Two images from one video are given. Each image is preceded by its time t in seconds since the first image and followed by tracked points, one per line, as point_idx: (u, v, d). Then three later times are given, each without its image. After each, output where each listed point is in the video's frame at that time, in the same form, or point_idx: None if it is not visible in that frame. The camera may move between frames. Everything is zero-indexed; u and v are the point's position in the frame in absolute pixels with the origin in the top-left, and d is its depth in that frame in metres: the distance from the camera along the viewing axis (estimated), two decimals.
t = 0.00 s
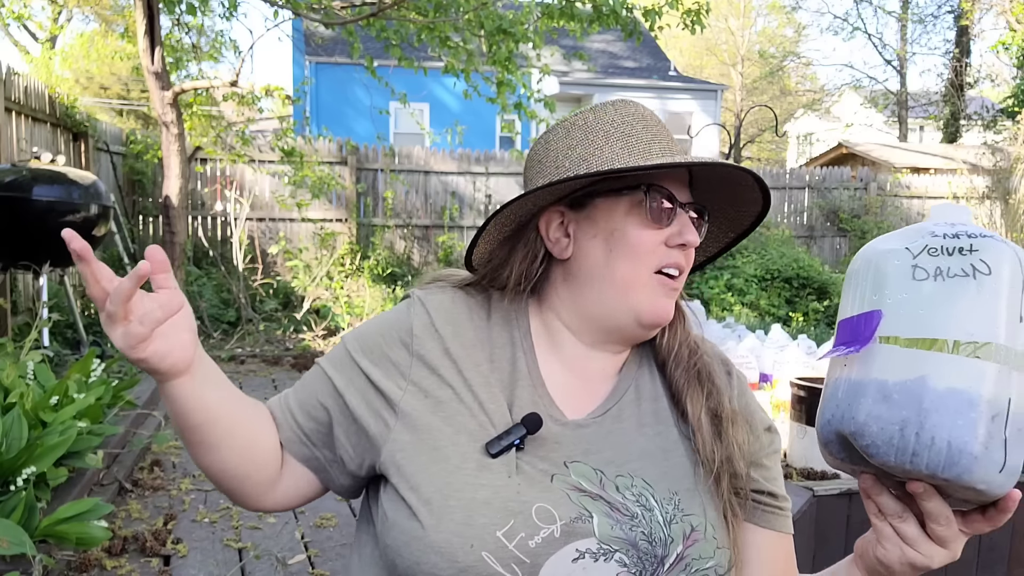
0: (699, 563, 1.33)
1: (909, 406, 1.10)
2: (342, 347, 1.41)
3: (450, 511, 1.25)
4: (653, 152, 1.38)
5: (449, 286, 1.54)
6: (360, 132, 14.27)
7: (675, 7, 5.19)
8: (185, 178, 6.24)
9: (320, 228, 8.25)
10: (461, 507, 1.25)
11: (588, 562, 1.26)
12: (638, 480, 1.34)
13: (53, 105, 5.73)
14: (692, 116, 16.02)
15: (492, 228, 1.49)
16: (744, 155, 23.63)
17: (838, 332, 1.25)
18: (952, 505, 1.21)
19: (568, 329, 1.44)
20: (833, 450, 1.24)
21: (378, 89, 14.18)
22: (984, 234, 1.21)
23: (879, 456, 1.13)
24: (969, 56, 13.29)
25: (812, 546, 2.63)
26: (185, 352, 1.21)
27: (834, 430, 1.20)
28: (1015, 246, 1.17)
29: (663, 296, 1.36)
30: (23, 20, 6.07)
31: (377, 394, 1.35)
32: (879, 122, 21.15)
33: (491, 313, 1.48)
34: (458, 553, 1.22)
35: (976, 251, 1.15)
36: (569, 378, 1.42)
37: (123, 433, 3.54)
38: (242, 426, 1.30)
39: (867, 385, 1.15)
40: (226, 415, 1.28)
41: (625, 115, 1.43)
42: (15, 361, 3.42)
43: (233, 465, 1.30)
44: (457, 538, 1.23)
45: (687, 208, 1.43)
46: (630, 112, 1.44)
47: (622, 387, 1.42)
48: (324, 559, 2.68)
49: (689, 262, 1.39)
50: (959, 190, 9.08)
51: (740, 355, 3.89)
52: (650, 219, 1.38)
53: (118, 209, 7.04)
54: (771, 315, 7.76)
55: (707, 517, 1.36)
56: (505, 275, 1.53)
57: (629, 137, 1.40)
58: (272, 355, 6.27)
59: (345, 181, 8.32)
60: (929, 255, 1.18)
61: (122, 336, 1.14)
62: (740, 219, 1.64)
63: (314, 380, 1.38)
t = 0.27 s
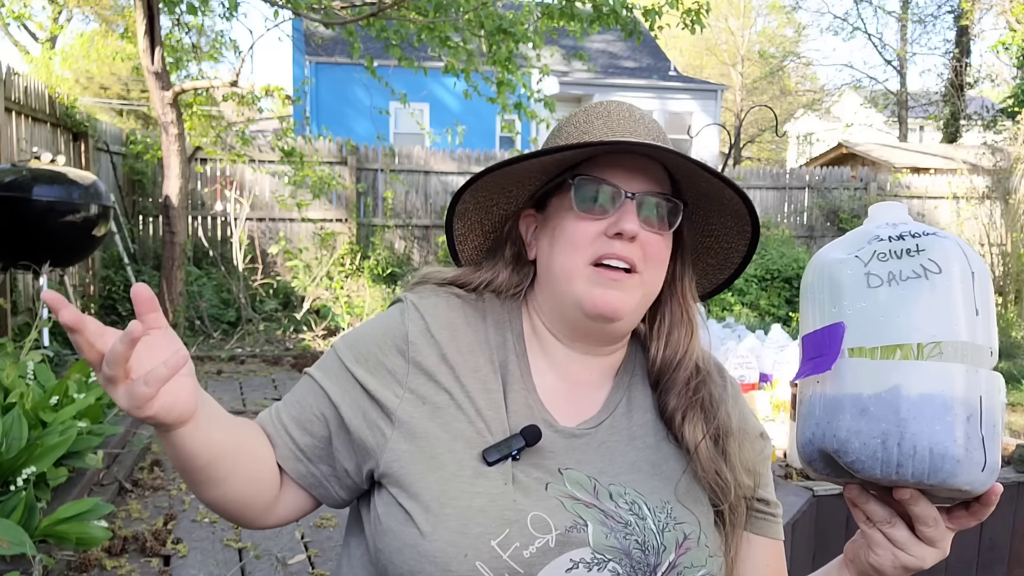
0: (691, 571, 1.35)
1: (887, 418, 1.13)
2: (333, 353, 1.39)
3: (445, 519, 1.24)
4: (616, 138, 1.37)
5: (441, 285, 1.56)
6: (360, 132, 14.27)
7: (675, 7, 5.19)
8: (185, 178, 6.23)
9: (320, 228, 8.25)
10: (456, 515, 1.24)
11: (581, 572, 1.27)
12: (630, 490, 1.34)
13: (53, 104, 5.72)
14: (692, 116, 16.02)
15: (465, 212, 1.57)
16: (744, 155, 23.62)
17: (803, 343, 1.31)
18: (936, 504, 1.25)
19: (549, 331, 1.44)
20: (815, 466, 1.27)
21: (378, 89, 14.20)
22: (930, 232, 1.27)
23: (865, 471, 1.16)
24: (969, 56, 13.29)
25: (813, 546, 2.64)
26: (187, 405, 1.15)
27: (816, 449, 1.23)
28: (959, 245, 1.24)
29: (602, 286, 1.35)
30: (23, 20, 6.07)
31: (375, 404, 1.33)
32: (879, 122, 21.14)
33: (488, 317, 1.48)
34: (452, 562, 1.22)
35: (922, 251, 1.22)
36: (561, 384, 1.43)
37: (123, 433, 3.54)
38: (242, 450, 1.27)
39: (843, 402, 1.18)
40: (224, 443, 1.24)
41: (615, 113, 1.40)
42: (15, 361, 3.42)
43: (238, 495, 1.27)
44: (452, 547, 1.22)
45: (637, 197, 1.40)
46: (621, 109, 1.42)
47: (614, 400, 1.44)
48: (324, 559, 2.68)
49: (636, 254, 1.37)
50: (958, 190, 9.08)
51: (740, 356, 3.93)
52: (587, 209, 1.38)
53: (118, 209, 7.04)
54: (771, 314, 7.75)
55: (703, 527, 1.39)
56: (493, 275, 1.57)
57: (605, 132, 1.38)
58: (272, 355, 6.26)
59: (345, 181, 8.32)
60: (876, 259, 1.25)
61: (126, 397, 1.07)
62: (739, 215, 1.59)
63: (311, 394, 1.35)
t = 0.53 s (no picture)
0: None
1: (873, 430, 1.09)
2: (335, 369, 1.42)
3: (440, 532, 1.24)
4: (590, 143, 1.38)
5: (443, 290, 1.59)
6: (360, 133, 14.27)
7: (675, 7, 5.19)
8: (185, 178, 6.23)
9: (320, 228, 8.25)
10: (450, 528, 1.24)
11: None
12: (633, 500, 1.33)
13: (53, 104, 5.72)
14: (692, 116, 16.02)
15: (466, 222, 1.62)
16: (744, 155, 23.62)
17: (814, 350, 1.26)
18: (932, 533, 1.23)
19: (541, 340, 1.46)
20: (803, 472, 1.24)
21: (378, 89, 14.21)
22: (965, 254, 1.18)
23: (844, 480, 1.13)
24: (969, 56, 13.29)
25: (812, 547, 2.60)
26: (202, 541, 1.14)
27: (802, 452, 1.20)
28: (993, 268, 1.15)
29: (567, 290, 1.36)
30: (23, 20, 6.07)
31: (376, 422, 1.34)
32: (879, 122, 21.15)
33: (488, 325, 1.49)
34: None
35: (947, 270, 1.14)
36: (559, 392, 1.44)
37: (123, 433, 3.54)
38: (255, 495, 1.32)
39: (835, 407, 1.15)
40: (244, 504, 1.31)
41: (600, 111, 1.41)
42: (15, 361, 3.42)
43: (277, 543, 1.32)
44: (446, 560, 1.23)
45: (605, 203, 1.40)
46: (608, 107, 1.42)
47: (617, 409, 1.44)
48: (324, 559, 2.68)
49: (601, 260, 1.38)
50: (959, 190, 9.07)
51: (741, 356, 3.93)
52: (555, 217, 1.43)
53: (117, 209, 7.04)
54: (771, 315, 7.74)
55: (708, 538, 1.36)
56: (494, 279, 1.60)
57: (584, 136, 1.40)
58: (272, 355, 6.26)
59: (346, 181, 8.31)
60: (902, 272, 1.18)
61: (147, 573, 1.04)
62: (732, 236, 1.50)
63: (316, 425, 1.37)
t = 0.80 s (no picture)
0: None
1: (871, 461, 1.07)
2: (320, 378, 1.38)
3: (439, 553, 1.25)
4: (596, 147, 1.37)
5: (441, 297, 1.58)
6: (360, 133, 14.28)
7: (676, 7, 5.18)
8: (185, 178, 6.23)
9: (320, 228, 8.25)
10: (448, 548, 1.25)
11: None
12: (632, 516, 1.33)
13: (53, 104, 5.72)
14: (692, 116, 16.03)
15: (464, 224, 1.61)
16: (744, 155, 23.61)
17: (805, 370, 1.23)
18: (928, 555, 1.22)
19: (539, 349, 1.46)
20: (800, 500, 1.22)
21: (378, 89, 14.21)
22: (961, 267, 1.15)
23: (843, 513, 1.11)
24: (969, 56, 13.29)
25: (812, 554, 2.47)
26: None
27: (798, 482, 1.18)
28: (989, 284, 1.12)
29: (568, 303, 1.37)
30: (23, 19, 6.07)
31: (371, 436, 1.33)
32: (878, 122, 21.15)
33: (489, 335, 1.49)
34: None
35: (941, 289, 1.11)
36: (555, 402, 1.44)
37: (123, 433, 3.54)
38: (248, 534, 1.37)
39: (830, 438, 1.12)
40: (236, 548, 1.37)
41: (605, 112, 1.41)
42: (15, 361, 3.42)
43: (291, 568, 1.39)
44: None
45: (610, 207, 1.40)
46: (614, 109, 1.41)
47: (613, 421, 1.44)
48: (324, 559, 2.67)
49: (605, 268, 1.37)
50: (958, 190, 9.07)
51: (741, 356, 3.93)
52: (558, 222, 1.42)
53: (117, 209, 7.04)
54: (771, 315, 7.73)
55: (707, 550, 1.36)
56: (493, 286, 1.60)
57: (590, 139, 1.39)
58: (272, 355, 6.26)
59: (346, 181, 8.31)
60: (891, 289, 1.15)
61: None
62: (739, 245, 1.49)
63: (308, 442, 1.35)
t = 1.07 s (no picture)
0: None
1: (860, 457, 1.06)
2: (317, 373, 1.37)
3: (429, 559, 1.25)
4: (602, 150, 1.37)
5: (444, 296, 1.59)
6: (360, 133, 14.30)
7: (675, 7, 5.18)
8: (185, 178, 6.23)
9: (320, 228, 8.25)
10: (439, 555, 1.25)
11: None
12: (625, 524, 1.34)
13: (53, 104, 5.72)
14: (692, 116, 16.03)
15: (466, 224, 1.59)
16: (744, 155, 23.61)
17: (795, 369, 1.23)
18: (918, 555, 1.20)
19: (542, 351, 1.46)
20: (787, 499, 1.20)
21: (378, 88, 14.21)
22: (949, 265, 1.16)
23: (831, 510, 1.09)
24: (969, 56, 13.29)
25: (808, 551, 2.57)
26: None
27: (786, 480, 1.16)
28: (975, 280, 1.13)
29: (574, 308, 1.36)
30: (24, 19, 6.07)
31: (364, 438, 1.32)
32: (879, 122, 21.15)
33: (492, 336, 1.49)
34: None
35: (927, 285, 1.12)
36: (554, 404, 1.44)
37: (123, 433, 3.54)
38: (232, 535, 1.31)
39: (819, 434, 1.11)
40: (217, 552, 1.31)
41: (612, 114, 1.41)
42: (15, 361, 3.42)
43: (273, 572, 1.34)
44: None
45: (615, 215, 1.39)
46: (622, 110, 1.42)
47: (613, 424, 1.44)
48: (324, 559, 2.68)
49: (610, 275, 1.37)
50: (958, 190, 9.07)
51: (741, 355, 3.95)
52: (563, 228, 1.41)
53: (118, 209, 7.05)
54: (771, 315, 7.73)
55: (699, 559, 1.36)
56: (496, 287, 1.60)
57: (596, 143, 1.38)
58: (272, 355, 6.26)
59: (346, 181, 8.31)
60: (880, 288, 1.16)
61: None
62: (747, 252, 1.48)
63: (304, 451, 1.33)
